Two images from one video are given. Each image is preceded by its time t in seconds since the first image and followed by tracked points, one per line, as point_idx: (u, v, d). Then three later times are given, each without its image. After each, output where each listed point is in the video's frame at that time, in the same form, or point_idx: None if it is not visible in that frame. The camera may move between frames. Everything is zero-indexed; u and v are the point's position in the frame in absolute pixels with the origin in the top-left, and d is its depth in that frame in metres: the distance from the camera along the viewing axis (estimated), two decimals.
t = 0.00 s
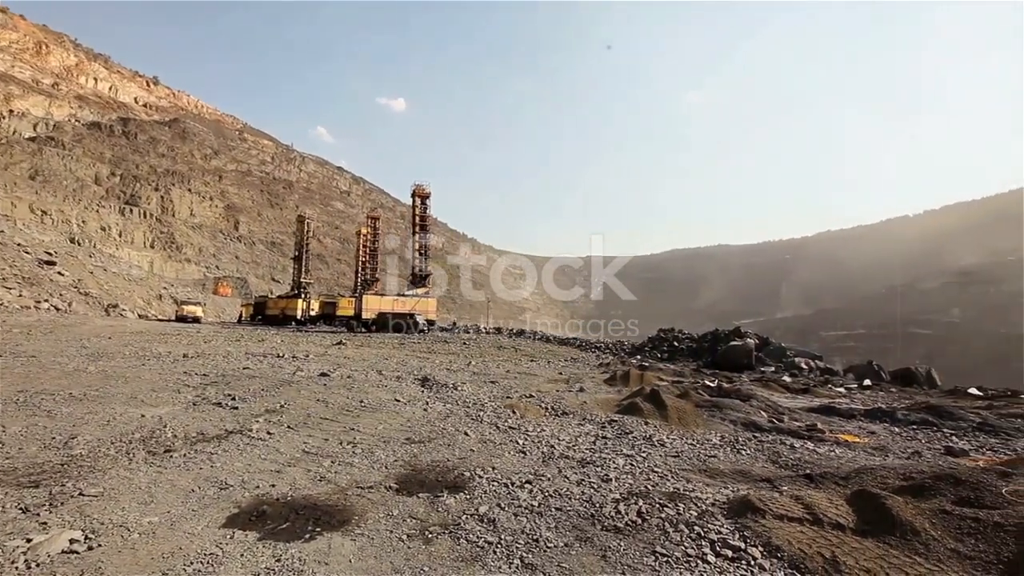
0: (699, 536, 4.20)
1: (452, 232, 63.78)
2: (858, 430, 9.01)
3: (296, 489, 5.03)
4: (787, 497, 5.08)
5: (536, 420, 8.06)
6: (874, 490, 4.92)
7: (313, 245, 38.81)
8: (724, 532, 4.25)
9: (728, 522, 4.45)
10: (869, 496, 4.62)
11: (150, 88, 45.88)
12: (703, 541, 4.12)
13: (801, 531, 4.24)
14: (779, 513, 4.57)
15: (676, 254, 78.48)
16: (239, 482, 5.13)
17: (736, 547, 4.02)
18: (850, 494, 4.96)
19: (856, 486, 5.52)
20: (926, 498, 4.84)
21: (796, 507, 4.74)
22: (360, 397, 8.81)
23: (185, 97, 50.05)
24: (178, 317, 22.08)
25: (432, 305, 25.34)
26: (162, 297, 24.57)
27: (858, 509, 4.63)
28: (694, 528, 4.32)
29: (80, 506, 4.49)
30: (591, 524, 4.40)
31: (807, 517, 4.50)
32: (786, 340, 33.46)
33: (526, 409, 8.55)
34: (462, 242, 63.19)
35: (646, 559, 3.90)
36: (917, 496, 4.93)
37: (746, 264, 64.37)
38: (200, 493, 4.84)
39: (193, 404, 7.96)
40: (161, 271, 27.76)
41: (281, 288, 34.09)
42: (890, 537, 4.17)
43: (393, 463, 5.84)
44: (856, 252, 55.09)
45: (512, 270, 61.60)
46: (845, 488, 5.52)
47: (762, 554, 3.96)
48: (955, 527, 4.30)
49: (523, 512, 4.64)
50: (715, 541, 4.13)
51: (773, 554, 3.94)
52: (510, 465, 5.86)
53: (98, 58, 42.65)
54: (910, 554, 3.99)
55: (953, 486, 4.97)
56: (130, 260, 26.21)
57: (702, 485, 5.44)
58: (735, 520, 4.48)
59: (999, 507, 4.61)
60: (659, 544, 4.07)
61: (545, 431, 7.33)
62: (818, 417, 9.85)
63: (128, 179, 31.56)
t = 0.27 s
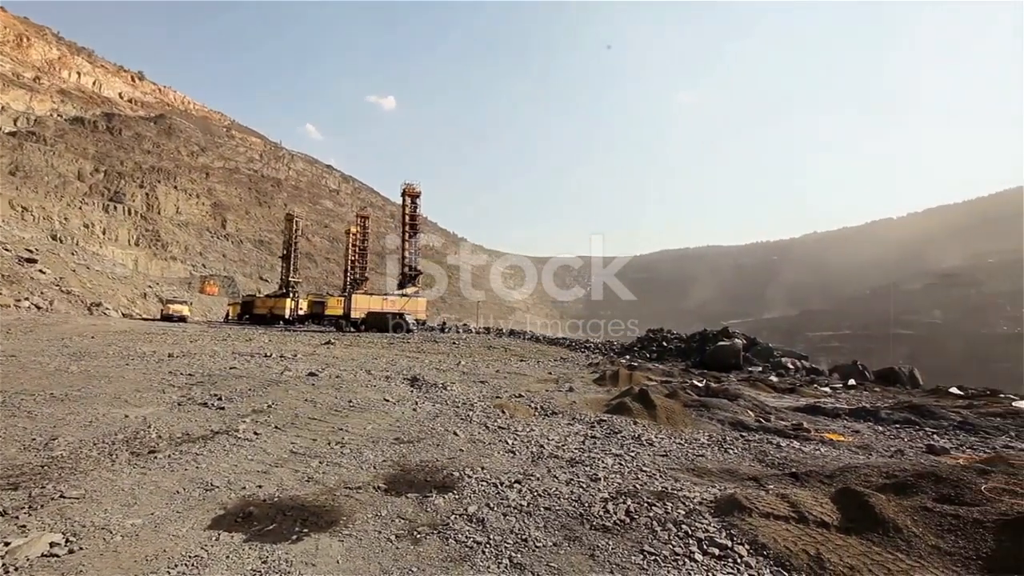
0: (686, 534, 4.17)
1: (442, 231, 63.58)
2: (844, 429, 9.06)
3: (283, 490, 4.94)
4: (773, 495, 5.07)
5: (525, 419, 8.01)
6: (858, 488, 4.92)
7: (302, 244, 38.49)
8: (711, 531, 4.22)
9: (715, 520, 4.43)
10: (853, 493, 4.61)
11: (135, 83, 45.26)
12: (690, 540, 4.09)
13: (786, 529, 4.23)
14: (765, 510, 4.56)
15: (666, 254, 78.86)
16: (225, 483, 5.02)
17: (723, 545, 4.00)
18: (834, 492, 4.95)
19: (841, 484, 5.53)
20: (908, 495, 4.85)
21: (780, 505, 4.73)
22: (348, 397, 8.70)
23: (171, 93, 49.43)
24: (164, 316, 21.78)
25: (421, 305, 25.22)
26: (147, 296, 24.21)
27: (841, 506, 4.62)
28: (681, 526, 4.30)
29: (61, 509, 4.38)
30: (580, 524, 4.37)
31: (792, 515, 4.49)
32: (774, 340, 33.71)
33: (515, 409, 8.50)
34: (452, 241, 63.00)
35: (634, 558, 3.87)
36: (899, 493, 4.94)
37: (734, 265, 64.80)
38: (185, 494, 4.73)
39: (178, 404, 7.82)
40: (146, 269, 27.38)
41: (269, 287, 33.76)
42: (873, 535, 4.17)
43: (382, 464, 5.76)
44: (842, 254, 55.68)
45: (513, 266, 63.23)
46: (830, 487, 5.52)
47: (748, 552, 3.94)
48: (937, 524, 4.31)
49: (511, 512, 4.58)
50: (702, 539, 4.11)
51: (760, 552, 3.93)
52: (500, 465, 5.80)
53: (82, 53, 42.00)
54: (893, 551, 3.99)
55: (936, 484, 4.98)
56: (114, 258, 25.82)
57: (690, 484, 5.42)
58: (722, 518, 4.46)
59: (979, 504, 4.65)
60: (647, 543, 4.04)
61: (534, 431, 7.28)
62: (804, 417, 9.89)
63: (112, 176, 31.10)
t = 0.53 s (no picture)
0: (675, 533, 4.15)
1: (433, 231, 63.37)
2: (830, 428, 9.10)
3: (272, 491, 4.84)
4: (760, 494, 5.06)
5: (515, 419, 7.97)
6: (843, 485, 4.93)
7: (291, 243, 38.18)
8: (700, 529, 4.20)
9: (704, 519, 4.40)
10: (837, 490, 4.60)
11: (121, 79, 44.66)
12: (679, 539, 4.06)
13: (773, 528, 4.21)
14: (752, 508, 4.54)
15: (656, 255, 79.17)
16: (212, 484, 4.92)
17: (711, 543, 3.98)
18: (819, 490, 4.95)
19: (827, 482, 5.53)
20: (892, 493, 4.86)
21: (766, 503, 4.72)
22: (338, 397, 8.59)
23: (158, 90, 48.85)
24: (150, 315, 21.49)
25: (411, 305, 25.10)
26: (132, 295, 23.88)
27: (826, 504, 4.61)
28: (670, 525, 4.27)
29: (42, 511, 4.28)
30: (570, 523, 4.32)
31: (778, 513, 4.47)
32: (762, 340, 33.91)
33: (505, 409, 8.45)
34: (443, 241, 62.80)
35: (624, 558, 3.83)
36: (883, 491, 4.95)
37: (724, 266, 65.18)
38: (171, 496, 4.63)
39: (163, 404, 7.68)
40: (132, 267, 27.00)
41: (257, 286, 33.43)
42: (858, 532, 4.16)
43: (371, 464, 5.68)
44: (830, 255, 56.21)
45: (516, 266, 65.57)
46: (816, 485, 5.53)
47: (736, 550, 3.93)
48: (919, 521, 4.32)
49: (502, 511, 4.53)
50: (691, 538, 4.08)
51: (747, 550, 3.91)
52: (490, 465, 5.75)
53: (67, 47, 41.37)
54: (877, 547, 3.99)
55: (919, 482, 5.00)
56: (99, 256, 25.45)
57: (679, 483, 5.41)
58: (710, 517, 4.43)
59: (960, 501, 4.69)
60: (637, 542, 4.01)
61: (524, 431, 7.23)
62: (792, 416, 9.93)
63: (97, 173, 30.65)
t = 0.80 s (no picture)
0: (664, 532, 4.11)
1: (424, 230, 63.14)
2: (816, 427, 9.14)
3: (260, 492, 4.75)
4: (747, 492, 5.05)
5: (506, 419, 7.91)
6: (828, 483, 4.92)
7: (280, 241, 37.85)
8: (688, 528, 4.17)
9: (692, 518, 4.37)
10: (821, 488, 4.58)
11: (107, 74, 44.04)
12: (667, 538, 4.03)
13: (760, 526, 4.18)
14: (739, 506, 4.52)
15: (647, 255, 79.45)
16: (199, 485, 4.82)
17: (699, 542, 3.95)
18: (804, 488, 4.94)
19: (813, 480, 5.53)
20: (875, 491, 4.86)
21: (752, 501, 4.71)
22: (327, 397, 8.49)
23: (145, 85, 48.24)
24: (136, 314, 21.20)
25: (401, 304, 24.95)
26: (117, 293, 23.55)
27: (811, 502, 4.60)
28: (659, 524, 4.23)
29: (24, 514, 4.17)
30: (560, 523, 4.28)
31: (765, 511, 4.44)
32: (751, 340, 34.10)
33: (496, 408, 8.39)
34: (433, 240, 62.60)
35: (613, 557, 3.79)
36: (867, 489, 4.94)
37: (713, 266, 65.53)
38: (156, 497, 4.53)
39: (150, 405, 7.54)
40: (117, 266, 26.62)
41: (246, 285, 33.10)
42: (843, 530, 4.15)
43: (360, 464, 5.59)
44: (817, 256, 56.70)
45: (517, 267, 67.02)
46: (801, 483, 5.53)
47: (724, 548, 3.90)
48: (902, 519, 4.32)
49: (491, 511, 4.48)
50: (680, 536, 4.05)
51: (735, 548, 3.89)
52: (479, 465, 5.69)
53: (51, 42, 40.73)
54: (862, 545, 3.99)
55: (902, 480, 5.01)
56: (83, 254, 25.07)
57: (668, 483, 5.38)
58: (698, 516, 4.40)
59: (942, 498, 4.70)
60: (625, 542, 3.97)
61: (514, 431, 7.18)
62: (780, 416, 9.95)
63: (82, 169, 30.20)
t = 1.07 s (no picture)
0: (652, 531, 4.07)
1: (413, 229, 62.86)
2: (801, 426, 9.18)
3: (246, 493, 4.65)
4: (734, 491, 5.03)
5: (495, 419, 7.85)
6: (813, 480, 4.92)
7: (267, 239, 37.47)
8: (676, 527, 4.13)
9: (680, 516, 4.33)
10: (806, 485, 4.57)
11: (91, 69, 43.32)
12: (655, 536, 3.99)
13: (746, 523, 4.15)
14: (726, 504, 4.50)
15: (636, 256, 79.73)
16: (183, 486, 4.71)
17: (686, 540, 3.92)
18: (790, 486, 4.93)
19: (798, 478, 5.53)
20: (859, 489, 4.86)
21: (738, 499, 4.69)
22: (314, 397, 8.37)
23: (130, 81, 47.53)
24: (120, 313, 20.86)
25: (390, 303, 24.79)
26: (100, 292, 23.17)
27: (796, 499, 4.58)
28: (647, 523, 4.19)
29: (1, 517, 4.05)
30: (548, 522, 4.23)
31: (751, 509, 4.42)
32: (739, 340, 34.30)
33: (485, 408, 8.32)
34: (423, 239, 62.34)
35: (602, 557, 3.74)
36: (850, 486, 4.94)
37: (702, 267, 65.90)
38: (139, 499, 4.42)
39: (133, 405, 7.39)
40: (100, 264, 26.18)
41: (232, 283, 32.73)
42: (828, 527, 4.13)
43: (348, 465, 5.50)
44: (804, 257, 57.22)
45: (516, 266, 67.73)
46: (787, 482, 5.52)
47: (711, 546, 3.87)
48: (884, 516, 4.31)
49: (480, 511, 4.42)
50: (667, 535, 4.01)
51: (721, 546, 3.86)
52: (468, 465, 5.62)
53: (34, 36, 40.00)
54: (845, 542, 3.98)
55: (886, 477, 5.01)
56: (65, 251, 24.63)
57: (655, 482, 5.35)
58: (685, 514, 4.36)
59: (923, 496, 4.70)
60: (613, 540, 3.93)
61: (503, 431, 7.12)
62: (767, 415, 9.98)
63: (64, 165, 29.68)
